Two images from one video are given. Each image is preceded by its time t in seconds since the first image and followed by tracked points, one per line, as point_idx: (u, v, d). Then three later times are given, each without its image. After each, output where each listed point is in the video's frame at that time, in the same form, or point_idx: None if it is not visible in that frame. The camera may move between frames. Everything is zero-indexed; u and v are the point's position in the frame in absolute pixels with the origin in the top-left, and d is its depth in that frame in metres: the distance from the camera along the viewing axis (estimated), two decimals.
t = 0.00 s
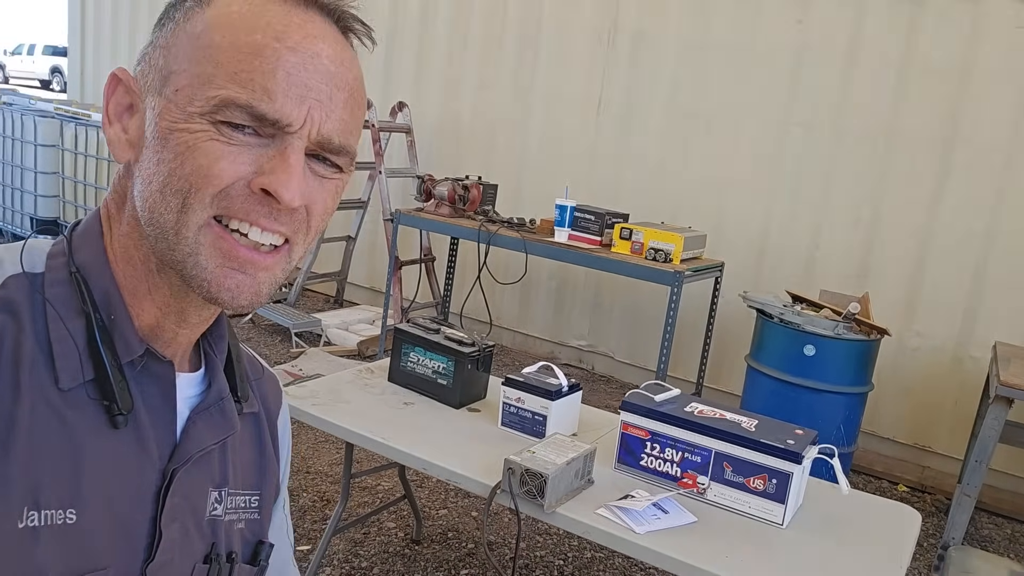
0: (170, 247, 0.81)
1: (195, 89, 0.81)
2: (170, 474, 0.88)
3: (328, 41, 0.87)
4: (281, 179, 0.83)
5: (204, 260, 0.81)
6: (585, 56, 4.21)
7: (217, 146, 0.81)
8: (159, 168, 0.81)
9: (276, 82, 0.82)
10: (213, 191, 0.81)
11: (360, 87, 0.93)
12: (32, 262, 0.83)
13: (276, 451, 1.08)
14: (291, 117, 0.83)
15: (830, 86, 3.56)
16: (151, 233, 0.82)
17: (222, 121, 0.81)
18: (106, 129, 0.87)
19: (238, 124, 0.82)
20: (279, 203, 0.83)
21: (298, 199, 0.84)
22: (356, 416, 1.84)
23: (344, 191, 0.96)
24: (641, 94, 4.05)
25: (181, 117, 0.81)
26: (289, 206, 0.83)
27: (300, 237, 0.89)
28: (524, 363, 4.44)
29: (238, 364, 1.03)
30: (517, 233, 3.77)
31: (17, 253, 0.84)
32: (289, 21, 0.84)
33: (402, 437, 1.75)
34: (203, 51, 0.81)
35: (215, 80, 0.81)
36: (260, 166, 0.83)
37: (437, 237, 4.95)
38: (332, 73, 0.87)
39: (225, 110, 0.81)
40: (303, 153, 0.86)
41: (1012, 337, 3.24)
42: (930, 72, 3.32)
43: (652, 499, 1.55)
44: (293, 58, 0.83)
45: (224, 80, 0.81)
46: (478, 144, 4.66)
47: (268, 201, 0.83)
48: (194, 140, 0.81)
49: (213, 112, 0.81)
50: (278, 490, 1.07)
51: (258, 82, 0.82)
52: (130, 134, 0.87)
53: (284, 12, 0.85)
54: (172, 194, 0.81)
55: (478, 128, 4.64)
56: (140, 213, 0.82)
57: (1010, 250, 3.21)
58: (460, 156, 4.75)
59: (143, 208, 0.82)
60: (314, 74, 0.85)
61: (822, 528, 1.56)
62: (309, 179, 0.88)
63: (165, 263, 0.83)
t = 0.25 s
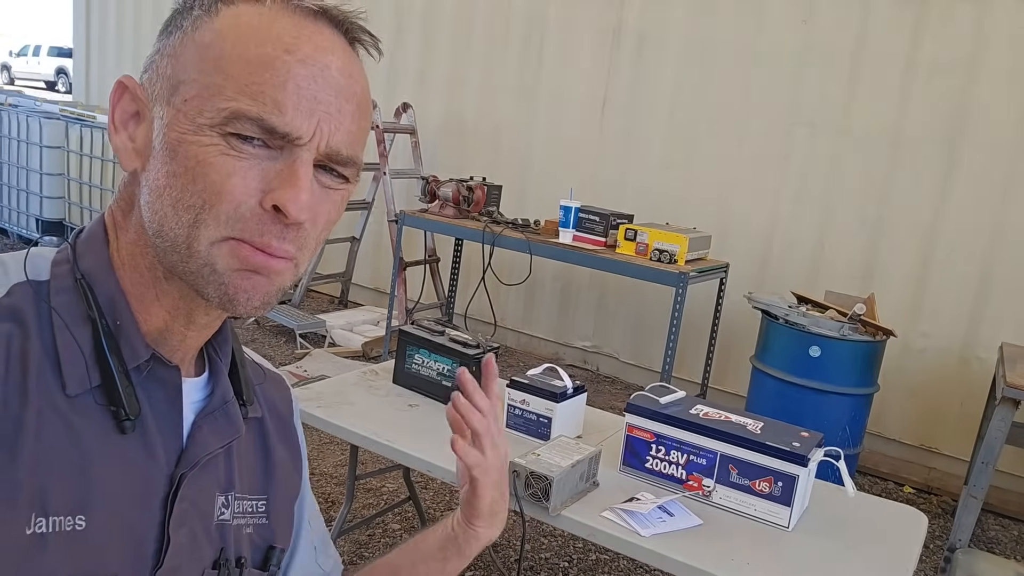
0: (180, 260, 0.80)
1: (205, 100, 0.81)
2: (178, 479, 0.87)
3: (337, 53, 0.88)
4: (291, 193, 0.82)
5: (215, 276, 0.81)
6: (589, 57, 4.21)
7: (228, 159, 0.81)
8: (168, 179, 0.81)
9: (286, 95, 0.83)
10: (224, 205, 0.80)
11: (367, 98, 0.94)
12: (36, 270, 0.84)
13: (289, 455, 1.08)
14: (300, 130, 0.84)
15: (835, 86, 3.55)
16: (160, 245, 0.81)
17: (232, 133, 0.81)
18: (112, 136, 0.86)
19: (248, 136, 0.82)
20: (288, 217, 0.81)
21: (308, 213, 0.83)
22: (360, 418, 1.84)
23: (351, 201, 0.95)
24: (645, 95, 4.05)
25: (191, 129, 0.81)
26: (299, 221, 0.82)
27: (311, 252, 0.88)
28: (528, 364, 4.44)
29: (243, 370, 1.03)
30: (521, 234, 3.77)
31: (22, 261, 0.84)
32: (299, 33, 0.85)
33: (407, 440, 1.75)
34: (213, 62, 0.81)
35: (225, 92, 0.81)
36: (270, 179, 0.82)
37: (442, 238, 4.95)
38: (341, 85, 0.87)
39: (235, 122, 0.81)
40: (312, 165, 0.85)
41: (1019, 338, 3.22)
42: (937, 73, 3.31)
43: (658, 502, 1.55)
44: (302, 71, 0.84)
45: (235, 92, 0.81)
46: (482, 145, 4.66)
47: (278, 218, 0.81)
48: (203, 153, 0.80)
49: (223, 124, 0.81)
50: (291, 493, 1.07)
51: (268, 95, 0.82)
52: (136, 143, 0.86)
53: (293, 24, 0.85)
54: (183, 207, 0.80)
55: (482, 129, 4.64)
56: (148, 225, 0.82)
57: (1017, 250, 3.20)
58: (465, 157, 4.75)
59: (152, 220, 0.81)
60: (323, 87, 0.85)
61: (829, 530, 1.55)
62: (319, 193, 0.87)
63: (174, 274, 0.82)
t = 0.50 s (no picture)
0: (163, 266, 0.80)
1: (190, 99, 0.81)
2: (169, 481, 0.87)
3: (328, 50, 0.86)
4: (277, 198, 0.81)
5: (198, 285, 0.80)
6: (592, 54, 4.20)
7: (212, 162, 0.80)
8: (153, 182, 0.81)
9: (273, 93, 0.82)
10: (207, 211, 0.79)
11: (361, 95, 0.92)
12: (28, 266, 0.83)
13: (285, 457, 1.08)
14: (288, 131, 0.83)
15: (838, 83, 3.54)
16: (144, 250, 0.81)
17: (217, 134, 0.80)
18: (103, 134, 0.87)
19: (233, 137, 0.81)
20: (273, 223, 0.80)
21: (294, 217, 0.82)
22: (362, 416, 1.84)
23: (343, 202, 0.94)
24: (648, 92, 4.04)
25: (176, 129, 0.81)
26: (284, 227, 0.81)
27: (299, 258, 0.87)
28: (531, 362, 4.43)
29: (241, 369, 1.02)
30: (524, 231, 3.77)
31: (11, 256, 0.84)
32: (289, 30, 0.84)
33: (409, 437, 1.75)
34: (199, 60, 0.80)
35: (211, 90, 0.81)
36: (255, 183, 0.82)
37: (444, 236, 4.95)
38: (331, 83, 0.86)
39: (220, 122, 0.80)
40: (300, 166, 0.84)
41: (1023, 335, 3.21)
42: (940, 69, 3.30)
43: (661, 499, 1.54)
44: (291, 69, 0.83)
45: (220, 91, 0.81)
46: (485, 142, 4.65)
47: (264, 224, 0.80)
48: (188, 155, 0.80)
49: (207, 125, 0.80)
50: (287, 494, 1.07)
51: (254, 95, 0.81)
52: (126, 141, 0.86)
53: (283, 20, 0.84)
54: (166, 212, 0.80)
55: (484, 127, 4.64)
56: (133, 228, 0.82)
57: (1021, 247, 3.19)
58: (467, 155, 4.74)
59: (137, 224, 0.81)
60: (312, 85, 0.84)
61: (832, 527, 1.55)
62: (307, 196, 0.86)
63: (158, 280, 0.82)
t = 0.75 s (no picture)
0: (164, 264, 0.80)
1: (189, 97, 0.81)
2: (168, 486, 0.87)
3: (325, 46, 0.87)
4: (275, 191, 0.81)
5: (198, 282, 0.80)
6: (594, 53, 4.20)
7: (210, 158, 0.80)
8: (153, 180, 0.81)
9: (270, 88, 0.82)
10: (206, 208, 0.79)
11: (360, 91, 0.92)
12: (29, 270, 0.83)
13: (288, 460, 1.08)
14: (285, 125, 0.83)
15: (841, 81, 3.53)
16: (145, 250, 0.81)
17: (215, 130, 0.81)
18: (103, 137, 0.87)
19: (231, 133, 0.81)
20: (272, 216, 0.81)
21: (292, 211, 0.82)
22: (365, 416, 1.85)
23: (342, 201, 0.94)
24: (650, 91, 4.04)
25: (174, 127, 0.81)
26: (283, 220, 0.81)
27: (298, 254, 0.87)
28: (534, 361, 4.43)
29: (241, 372, 1.02)
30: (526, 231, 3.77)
31: (11, 260, 0.84)
32: (287, 26, 0.84)
33: (411, 437, 1.76)
34: (198, 58, 0.81)
35: (209, 87, 0.81)
36: (254, 179, 0.82)
37: (447, 235, 4.95)
38: (329, 78, 0.86)
39: (218, 118, 0.81)
40: (298, 162, 0.85)
41: None
42: (943, 67, 3.29)
43: (663, 499, 1.55)
44: (289, 64, 0.83)
45: (219, 87, 0.81)
46: (487, 142, 4.65)
47: (262, 217, 0.81)
48: (187, 152, 0.80)
49: (206, 121, 0.80)
50: (288, 498, 1.07)
51: (252, 90, 0.81)
52: (126, 144, 0.86)
53: (282, 17, 0.85)
54: (165, 211, 0.80)
55: (487, 126, 4.64)
56: (134, 228, 0.82)
57: None
58: (469, 154, 4.74)
59: (138, 224, 0.81)
60: (310, 80, 0.85)
61: (834, 527, 1.55)
62: (305, 191, 0.86)
63: (158, 279, 0.82)
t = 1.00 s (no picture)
0: (164, 265, 0.80)
1: (188, 97, 0.81)
2: (175, 495, 0.87)
3: (323, 42, 0.86)
4: (273, 188, 0.81)
5: (197, 282, 0.79)
6: (595, 53, 4.20)
7: (209, 157, 0.80)
8: (154, 182, 0.81)
9: (268, 86, 0.82)
10: (205, 206, 0.79)
11: (362, 89, 0.92)
12: (42, 279, 0.84)
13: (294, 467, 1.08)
14: (283, 122, 0.83)
15: (843, 79, 3.53)
16: (147, 252, 0.81)
17: (213, 129, 0.80)
18: (110, 145, 0.88)
19: (229, 131, 0.81)
20: (271, 213, 0.80)
21: (291, 207, 0.81)
22: (369, 417, 1.85)
23: (346, 202, 0.93)
24: (652, 90, 4.03)
25: (174, 128, 0.81)
26: (282, 216, 0.80)
27: (300, 254, 0.86)
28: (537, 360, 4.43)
29: (252, 382, 1.02)
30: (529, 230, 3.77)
31: (23, 269, 0.84)
32: (284, 24, 0.84)
33: (415, 438, 1.76)
34: (197, 58, 0.81)
35: (208, 86, 0.81)
36: (253, 176, 0.81)
37: (450, 235, 4.95)
38: (327, 76, 0.86)
39: (216, 116, 0.80)
40: (297, 159, 0.84)
41: None
42: (945, 65, 3.28)
43: (667, 499, 1.54)
44: (285, 60, 0.83)
45: (217, 86, 0.81)
46: (489, 141, 4.65)
47: (261, 214, 0.80)
48: (186, 152, 0.80)
49: (204, 120, 0.80)
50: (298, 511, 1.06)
51: (249, 87, 0.81)
52: (131, 149, 0.87)
53: (280, 16, 0.85)
54: (165, 212, 0.79)
55: (489, 126, 4.64)
56: (137, 231, 0.82)
57: None
58: (471, 154, 4.74)
59: (140, 227, 0.81)
60: (307, 77, 0.84)
61: (838, 526, 1.55)
62: (305, 189, 0.85)
63: (162, 282, 0.82)
